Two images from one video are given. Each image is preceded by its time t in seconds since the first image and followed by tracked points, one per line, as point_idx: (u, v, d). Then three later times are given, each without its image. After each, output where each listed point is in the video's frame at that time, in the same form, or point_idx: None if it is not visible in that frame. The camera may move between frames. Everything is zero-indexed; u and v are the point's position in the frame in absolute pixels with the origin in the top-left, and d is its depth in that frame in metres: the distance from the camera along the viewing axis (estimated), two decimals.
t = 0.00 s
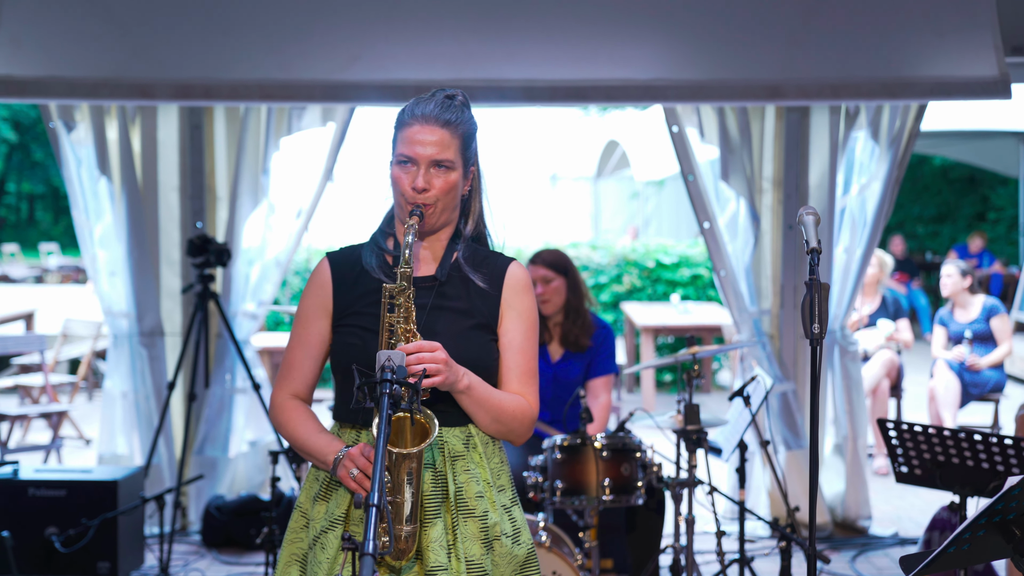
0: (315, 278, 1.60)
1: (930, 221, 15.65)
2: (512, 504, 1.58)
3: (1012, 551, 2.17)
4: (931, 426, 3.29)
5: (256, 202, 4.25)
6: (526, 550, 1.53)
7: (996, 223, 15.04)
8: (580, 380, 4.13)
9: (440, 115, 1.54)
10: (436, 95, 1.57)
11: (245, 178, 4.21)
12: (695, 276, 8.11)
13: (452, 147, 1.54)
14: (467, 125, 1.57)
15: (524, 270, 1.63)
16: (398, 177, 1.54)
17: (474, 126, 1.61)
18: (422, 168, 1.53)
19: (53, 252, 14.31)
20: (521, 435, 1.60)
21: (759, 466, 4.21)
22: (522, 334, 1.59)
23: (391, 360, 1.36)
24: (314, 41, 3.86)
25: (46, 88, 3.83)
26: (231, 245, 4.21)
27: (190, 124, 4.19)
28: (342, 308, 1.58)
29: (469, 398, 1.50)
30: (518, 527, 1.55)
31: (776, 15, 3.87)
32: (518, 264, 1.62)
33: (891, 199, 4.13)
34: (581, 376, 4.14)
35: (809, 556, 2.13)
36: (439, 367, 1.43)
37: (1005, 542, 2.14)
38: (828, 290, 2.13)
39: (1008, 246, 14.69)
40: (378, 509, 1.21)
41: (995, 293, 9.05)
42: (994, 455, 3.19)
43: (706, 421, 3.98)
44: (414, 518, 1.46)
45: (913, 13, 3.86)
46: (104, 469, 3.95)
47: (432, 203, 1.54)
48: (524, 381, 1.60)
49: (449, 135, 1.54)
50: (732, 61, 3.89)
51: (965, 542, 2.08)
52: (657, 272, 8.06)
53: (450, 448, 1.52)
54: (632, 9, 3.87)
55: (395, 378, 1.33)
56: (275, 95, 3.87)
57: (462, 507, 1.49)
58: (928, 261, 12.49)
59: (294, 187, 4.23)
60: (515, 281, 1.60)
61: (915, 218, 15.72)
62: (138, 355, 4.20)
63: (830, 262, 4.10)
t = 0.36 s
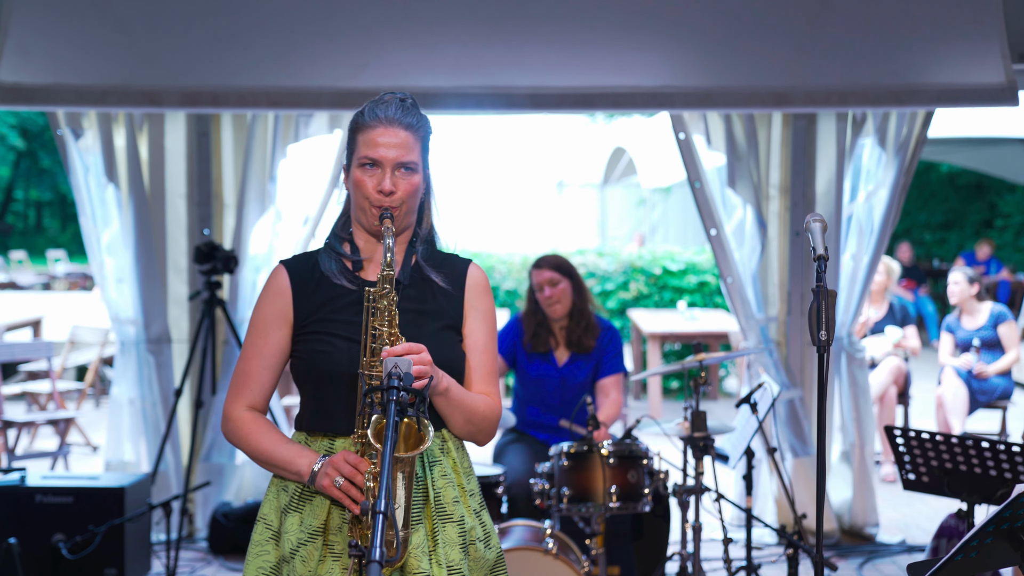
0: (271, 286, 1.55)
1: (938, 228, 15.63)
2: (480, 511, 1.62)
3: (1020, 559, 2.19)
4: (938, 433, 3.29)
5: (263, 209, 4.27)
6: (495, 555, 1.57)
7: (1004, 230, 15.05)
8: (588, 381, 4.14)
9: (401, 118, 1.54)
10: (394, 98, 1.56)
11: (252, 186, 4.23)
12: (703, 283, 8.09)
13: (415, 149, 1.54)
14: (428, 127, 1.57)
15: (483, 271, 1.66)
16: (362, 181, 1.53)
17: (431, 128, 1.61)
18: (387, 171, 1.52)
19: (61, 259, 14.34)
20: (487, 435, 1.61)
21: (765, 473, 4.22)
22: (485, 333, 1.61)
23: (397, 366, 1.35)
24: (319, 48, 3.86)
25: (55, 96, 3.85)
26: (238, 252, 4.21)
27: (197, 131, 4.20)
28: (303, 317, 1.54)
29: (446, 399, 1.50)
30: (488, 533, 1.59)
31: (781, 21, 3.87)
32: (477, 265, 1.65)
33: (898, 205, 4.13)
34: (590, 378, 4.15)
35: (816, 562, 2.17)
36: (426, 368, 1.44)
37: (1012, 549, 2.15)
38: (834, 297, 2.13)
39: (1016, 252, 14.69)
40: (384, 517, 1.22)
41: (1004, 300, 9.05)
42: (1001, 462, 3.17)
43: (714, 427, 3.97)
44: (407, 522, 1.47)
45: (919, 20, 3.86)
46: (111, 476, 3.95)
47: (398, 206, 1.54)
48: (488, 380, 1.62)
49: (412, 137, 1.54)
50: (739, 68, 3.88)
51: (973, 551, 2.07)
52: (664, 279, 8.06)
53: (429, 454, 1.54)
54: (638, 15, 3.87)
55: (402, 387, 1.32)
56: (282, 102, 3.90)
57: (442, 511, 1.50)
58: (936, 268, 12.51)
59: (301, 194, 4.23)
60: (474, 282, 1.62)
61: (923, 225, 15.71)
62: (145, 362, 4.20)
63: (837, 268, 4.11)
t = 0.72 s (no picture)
0: (246, 299, 1.53)
1: (941, 232, 15.63)
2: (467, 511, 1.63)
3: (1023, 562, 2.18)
4: (942, 438, 3.29)
5: (267, 214, 4.27)
6: (484, 554, 1.59)
7: (1007, 235, 15.09)
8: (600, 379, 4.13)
9: (370, 123, 1.55)
10: (359, 103, 1.57)
11: (257, 191, 4.23)
12: (706, 287, 8.12)
13: (386, 153, 1.55)
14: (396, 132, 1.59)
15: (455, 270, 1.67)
16: (336, 188, 1.53)
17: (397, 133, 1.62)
18: (361, 176, 1.52)
19: (65, 263, 14.36)
20: (469, 434, 1.61)
21: (769, 478, 4.22)
22: (462, 333, 1.63)
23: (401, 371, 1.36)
24: (322, 52, 3.86)
25: (58, 100, 3.83)
26: (242, 257, 4.21)
27: (200, 136, 4.20)
28: (282, 328, 1.53)
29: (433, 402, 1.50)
30: (476, 532, 1.60)
31: (784, 26, 3.88)
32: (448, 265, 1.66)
33: (902, 210, 4.13)
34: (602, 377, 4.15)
35: (821, 568, 2.18)
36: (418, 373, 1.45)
37: (1016, 553, 2.15)
38: (838, 302, 2.13)
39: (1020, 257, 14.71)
40: (388, 520, 1.22)
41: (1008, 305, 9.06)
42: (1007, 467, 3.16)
43: (717, 432, 3.96)
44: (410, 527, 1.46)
45: (923, 24, 3.86)
46: (115, 481, 3.94)
47: (374, 211, 1.54)
48: (467, 380, 1.62)
49: (381, 142, 1.55)
50: (743, 72, 3.88)
51: (976, 555, 2.11)
52: (667, 284, 8.06)
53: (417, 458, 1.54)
54: (641, 19, 3.87)
55: (405, 390, 1.33)
56: (286, 107, 3.89)
57: (433, 514, 1.51)
58: (940, 273, 12.53)
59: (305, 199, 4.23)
60: (447, 283, 1.64)
61: (926, 229, 15.72)
62: (149, 367, 4.20)
63: (841, 273, 4.11)
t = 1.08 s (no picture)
0: (267, 306, 1.54)
1: (945, 235, 15.59)
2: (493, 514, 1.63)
3: None
4: (945, 441, 3.28)
5: (270, 217, 4.28)
6: (508, 557, 1.59)
7: (1011, 238, 15.07)
8: (593, 392, 4.15)
9: (381, 126, 1.53)
10: (371, 107, 1.55)
11: (259, 194, 4.24)
12: (709, 290, 8.12)
13: (397, 156, 1.53)
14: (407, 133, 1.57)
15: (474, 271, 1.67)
16: (349, 193, 1.52)
17: (410, 134, 1.60)
18: (373, 180, 1.51)
19: (69, 267, 14.39)
20: (495, 434, 1.62)
21: (772, 480, 4.21)
22: (483, 333, 1.63)
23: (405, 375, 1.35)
24: (326, 54, 3.86)
25: (62, 104, 3.87)
26: (245, 259, 4.22)
27: (204, 139, 4.21)
28: (302, 333, 1.54)
29: (453, 403, 1.51)
30: (501, 535, 1.60)
31: (789, 28, 3.86)
32: (467, 266, 1.66)
33: (904, 213, 4.14)
34: (596, 388, 4.17)
35: (824, 570, 2.16)
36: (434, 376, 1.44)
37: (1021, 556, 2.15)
38: (842, 305, 2.13)
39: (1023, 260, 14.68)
40: (391, 524, 1.22)
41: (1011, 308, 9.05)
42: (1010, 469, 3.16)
43: (720, 436, 3.95)
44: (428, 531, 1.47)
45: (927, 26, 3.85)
46: (118, 483, 3.95)
47: (387, 214, 1.54)
48: (490, 380, 1.63)
49: (393, 144, 1.53)
50: (746, 75, 3.88)
51: (980, 559, 2.10)
52: (670, 287, 8.06)
53: (441, 460, 1.54)
54: (645, 21, 3.86)
55: (409, 393, 1.34)
56: (289, 110, 3.92)
57: (455, 518, 1.51)
58: (943, 275, 12.51)
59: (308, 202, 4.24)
60: (466, 284, 1.64)
61: (930, 232, 15.67)
62: (152, 369, 4.21)
63: (845, 275, 4.09)
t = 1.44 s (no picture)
0: (320, 297, 1.59)
1: (947, 237, 15.54)
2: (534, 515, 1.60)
3: None
4: (948, 443, 3.28)
5: (272, 218, 4.28)
6: (545, 561, 1.54)
7: (1013, 239, 15.03)
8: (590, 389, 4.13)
9: (433, 124, 1.54)
10: (426, 105, 1.57)
11: (261, 196, 4.24)
12: (711, 292, 8.11)
13: (448, 154, 1.54)
14: (460, 133, 1.58)
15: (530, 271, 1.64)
16: (397, 189, 1.54)
17: (465, 133, 1.61)
18: (422, 177, 1.53)
19: (71, 269, 14.39)
20: (540, 436, 1.59)
21: (775, 482, 4.21)
22: (532, 334, 1.60)
23: (406, 378, 1.37)
24: (330, 56, 3.87)
25: (65, 106, 3.87)
26: (246, 262, 4.23)
27: (206, 141, 4.21)
28: (350, 324, 1.58)
29: (490, 400, 1.51)
30: (539, 538, 1.56)
31: (794, 29, 3.85)
32: (520, 264, 1.64)
33: (906, 215, 4.13)
34: (592, 385, 4.14)
35: (826, 571, 2.16)
36: (455, 369, 1.44)
37: None
38: (844, 306, 2.13)
39: None
40: (394, 525, 1.23)
41: (1012, 309, 9.05)
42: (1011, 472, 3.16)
43: (722, 437, 3.94)
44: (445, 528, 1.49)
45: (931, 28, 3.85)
46: (120, 484, 3.95)
47: (434, 211, 1.55)
48: (539, 382, 1.61)
49: (445, 142, 1.54)
50: (749, 77, 3.88)
51: (983, 561, 2.11)
52: (672, 288, 8.06)
53: (471, 459, 1.54)
54: (649, 23, 3.85)
55: (410, 396, 1.34)
56: (291, 112, 3.92)
57: (483, 518, 1.51)
58: (945, 276, 12.48)
59: (310, 204, 4.25)
60: (518, 283, 1.61)
61: (932, 234, 15.61)
62: (154, 371, 4.21)
63: (846, 277, 4.09)
